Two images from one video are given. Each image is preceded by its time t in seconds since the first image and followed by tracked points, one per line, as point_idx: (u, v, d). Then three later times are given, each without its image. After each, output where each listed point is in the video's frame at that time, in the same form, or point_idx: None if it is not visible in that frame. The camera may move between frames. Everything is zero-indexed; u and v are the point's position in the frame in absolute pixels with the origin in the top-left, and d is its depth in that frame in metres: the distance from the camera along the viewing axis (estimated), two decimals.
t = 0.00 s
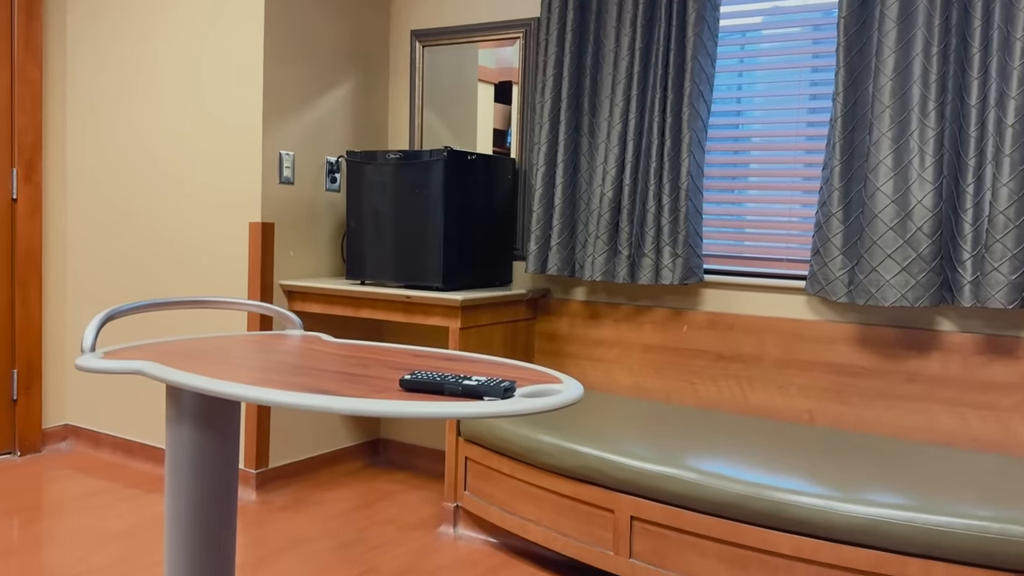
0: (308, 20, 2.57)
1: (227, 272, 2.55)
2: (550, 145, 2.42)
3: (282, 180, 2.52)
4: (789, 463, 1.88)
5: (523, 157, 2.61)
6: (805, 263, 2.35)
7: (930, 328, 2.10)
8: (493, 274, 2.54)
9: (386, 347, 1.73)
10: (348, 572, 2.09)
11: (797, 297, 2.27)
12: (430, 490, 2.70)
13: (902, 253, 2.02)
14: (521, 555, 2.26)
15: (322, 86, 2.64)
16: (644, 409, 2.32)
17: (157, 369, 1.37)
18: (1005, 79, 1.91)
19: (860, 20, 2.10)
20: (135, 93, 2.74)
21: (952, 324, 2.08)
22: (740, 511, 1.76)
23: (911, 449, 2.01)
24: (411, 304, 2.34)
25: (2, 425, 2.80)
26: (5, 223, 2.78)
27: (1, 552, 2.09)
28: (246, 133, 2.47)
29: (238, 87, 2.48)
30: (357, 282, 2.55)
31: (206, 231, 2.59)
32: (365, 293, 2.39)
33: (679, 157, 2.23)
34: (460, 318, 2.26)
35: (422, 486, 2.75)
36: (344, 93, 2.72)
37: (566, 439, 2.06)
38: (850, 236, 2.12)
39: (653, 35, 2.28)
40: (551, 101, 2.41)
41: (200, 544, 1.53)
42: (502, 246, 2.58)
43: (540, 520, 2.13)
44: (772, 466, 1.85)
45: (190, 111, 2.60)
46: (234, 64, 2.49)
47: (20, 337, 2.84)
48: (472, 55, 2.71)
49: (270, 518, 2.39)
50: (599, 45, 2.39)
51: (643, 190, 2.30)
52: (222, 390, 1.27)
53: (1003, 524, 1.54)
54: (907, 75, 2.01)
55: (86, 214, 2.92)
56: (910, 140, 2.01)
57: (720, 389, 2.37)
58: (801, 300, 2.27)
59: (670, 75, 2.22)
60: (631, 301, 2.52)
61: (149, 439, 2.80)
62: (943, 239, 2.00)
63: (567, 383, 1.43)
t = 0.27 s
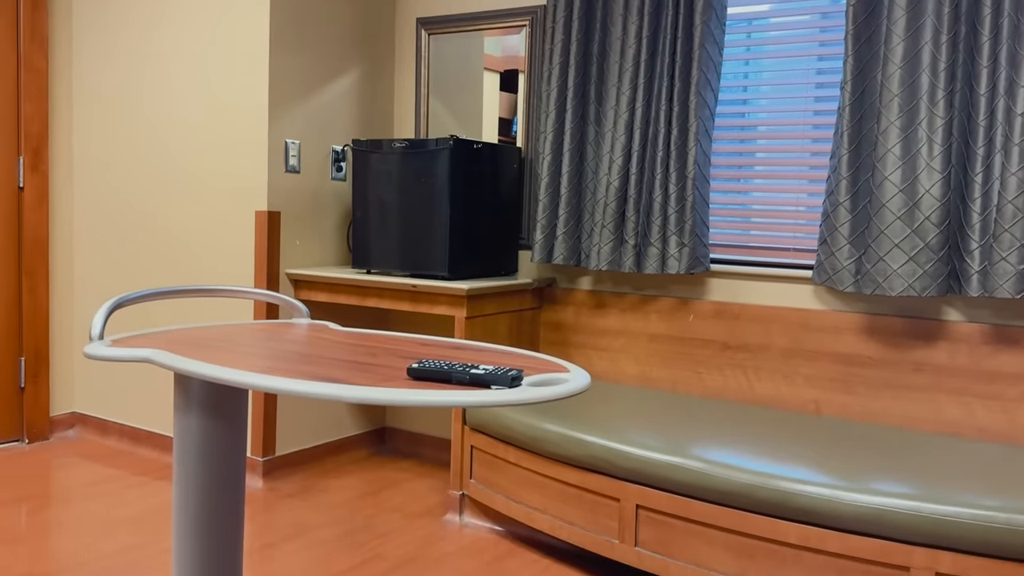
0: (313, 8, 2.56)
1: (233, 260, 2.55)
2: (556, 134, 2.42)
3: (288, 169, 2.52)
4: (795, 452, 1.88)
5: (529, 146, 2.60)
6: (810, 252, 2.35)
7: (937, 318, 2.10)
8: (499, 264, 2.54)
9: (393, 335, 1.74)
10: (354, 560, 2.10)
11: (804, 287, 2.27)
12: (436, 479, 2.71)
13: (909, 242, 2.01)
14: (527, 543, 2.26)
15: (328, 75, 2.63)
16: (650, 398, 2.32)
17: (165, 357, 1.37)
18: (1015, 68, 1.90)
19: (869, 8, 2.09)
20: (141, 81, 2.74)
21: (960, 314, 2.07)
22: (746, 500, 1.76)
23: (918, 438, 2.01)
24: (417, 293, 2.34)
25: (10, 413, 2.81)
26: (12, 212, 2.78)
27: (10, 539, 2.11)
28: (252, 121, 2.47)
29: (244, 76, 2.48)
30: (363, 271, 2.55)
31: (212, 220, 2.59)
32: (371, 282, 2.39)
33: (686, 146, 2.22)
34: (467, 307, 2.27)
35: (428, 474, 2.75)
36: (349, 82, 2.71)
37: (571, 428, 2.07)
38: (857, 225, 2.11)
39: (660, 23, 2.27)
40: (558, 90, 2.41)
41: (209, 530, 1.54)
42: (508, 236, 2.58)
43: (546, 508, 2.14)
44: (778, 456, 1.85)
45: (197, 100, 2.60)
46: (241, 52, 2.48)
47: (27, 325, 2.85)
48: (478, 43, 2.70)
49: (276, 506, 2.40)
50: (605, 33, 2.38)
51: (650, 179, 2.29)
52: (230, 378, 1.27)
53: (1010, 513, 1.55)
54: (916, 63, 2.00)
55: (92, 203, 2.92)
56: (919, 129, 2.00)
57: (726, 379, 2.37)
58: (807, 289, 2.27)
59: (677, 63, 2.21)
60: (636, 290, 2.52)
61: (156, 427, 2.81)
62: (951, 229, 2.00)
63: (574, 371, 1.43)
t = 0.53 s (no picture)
0: None
1: (238, 250, 2.55)
2: (562, 123, 2.41)
3: (293, 158, 2.51)
4: (801, 443, 1.88)
5: (534, 136, 2.59)
6: (817, 243, 2.34)
7: (944, 309, 2.09)
8: (504, 254, 2.53)
9: (399, 325, 1.73)
10: (359, 549, 2.10)
11: (810, 278, 2.26)
12: (440, 468, 2.71)
13: (917, 233, 2.00)
14: (532, 533, 2.27)
15: (333, 63, 2.62)
16: (655, 389, 2.32)
17: (171, 346, 1.37)
18: None
19: None
20: (145, 70, 2.73)
21: (967, 305, 2.06)
22: (752, 491, 1.76)
23: (924, 430, 2.01)
24: (422, 283, 2.34)
25: (16, 401, 2.82)
26: (17, 200, 2.78)
27: (16, 527, 2.11)
28: (257, 110, 2.46)
29: (249, 65, 2.47)
30: (368, 261, 2.55)
31: (217, 209, 2.59)
32: (376, 272, 2.39)
33: (693, 135, 2.21)
34: (472, 297, 2.26)
35: (433, 464, 2.76)
36: (354, 71, 2.70)
37: (577, 418, 2.07)
38: (865, 215, 2.10)
39: (668, 12, 2.25)
40: (564, 79, 2.40)
41: (216, 519, 1.54)
42: (514, 226, 2.57)
43: (551, 499, 2.14)
44: (784, 447, 1.85)
45: (201, 88, 2.59)
46: (245, 41, 2.47)
47: (32, 313, 2.85)
48: (484, 31, 2.69)
49: (282, 495, 2.41)
50: (612, 22, 2.36)
51: (656, 169, 2.28)
52: (236, 367, 1.27)
53: (1017, 505, 1.54)
54: (924, 53, 1.98)
55: (97, 192, 2.92)
56: (927, 119, 1.98)
57: (732, 369, 2.36)
58: (814, 280, 2.26)
59: (684, 52, 2.20)
60: (642, 281, 2.51)
61: (162, 416, 2.82)
62: (959, 220, 1.99)
63: (580, 361, 1.42)
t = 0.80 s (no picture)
0: None
1: (242, 241, 2.55)
2: (567, 114, 2.40)
3: (298, 149, 2.51)
4: (806, 436, 1.87)
5: (539, 126, 2.58)
6: (822, 235, 2.33)
7: (951, 301, 2.08)
8: (509, 245, 2.53)
9: (404, 316, 1.73)
10: (364, 539, 2.11)
11: (816, 270, 2.25)
12: (445, 459, 2.72)
13: (924, 225, 1.99)
14: (536, 524, 2.27)
15: (337, 54, 2.61)
16: (659, 380, 2.32)
17: (176, 337, 1.37)
18: None
19: None
20: (149, 60, 2.72)
21: (974, 297, 2.05)
22: (756, 483, 1.76)
23: (930, 422, 2.00)
24: (426, 274, 2.33)
25: (21, 391, 2.83)
26: (22, 190, 2.78)
27: (22, 517, 2.12)
28: (261, 101, 2.46)
29: (253, 55, 2.46)
30: (372, 252, 2.55)
31: (221, 200, 2.59)
32: (381, 263, 2.39)
33: (699, 126, 2.20)
34: (476, 288, 2.26)
35: (437, 455, 2.76)
36: (359, 61, 2.69)
37: (581, 410, 2.06)
38: (871, 207, 2.09)
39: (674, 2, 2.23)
40: (569, 69, 2.38)
41: (222, 509, 1.54)
42: (519, 217, 2.56)
43: (555, 490, 2.14)
44: (789, 439, 1.85)
45: (206, 79, 2.58)
46: (250, 31, 2.46)
47: (38, 303, 2.85)
48: (489, 21, 2.67)
49: (287, 486, 2.41)
50: (618, 12, 2.35)
51: (662, 160, 2.27)
52: (241, 358, 1.27)
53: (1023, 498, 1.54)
54: (933, 43, 1.97)
55: (102, 182, 2.91)
56: (935, 110, 1.97)
57: (736, 361, 2.36)
58: (820, 272, 2.25)
59: (690, 42, 2.18)
60: (647, 273, 2.50)
61: (167, 406, 2.83)
62: (966, 211, 1.97)
63: (586, 353, 1.42)
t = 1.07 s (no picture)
0: None
1: (248, 232, 2.55)
2: (573, 105, 2.39)
3: (303, 140, 2.50)
4: (811, 428, 1.87)
5: (545, 118, 2.57)
6: (828, 227, 2.32)
7: (957, 294, 2.08)
8: (514, 237, 2.53)
9: (411, 308, 1.73)
10: (370, 530, 2.12)
11: (822, 262, 2.25)
12: (450, 450, 2.72)
13: (932, 217, 1.98)
14: (541, 515, 2.28)
15: (343, 45, 2.60)
16: (665, 373, 2.32)
17: (185, 328, 1.37)
18: None
19: None
20: (154, 50, 2.72)
21: (981, 290, 2.05)
22: (761, 475, 1.76)
23: (935, 415, 2.00)
24: (432, 266, 2.33)
25: (29, 381, 2.84)
26: (28, 181, 2.78)
27: (30, 506, 2.13)
28: (267, 92, 2.45)
29: (259, 46, 2.46)
30: (378, 244, 2.55)
31: (227, 192, 2.58)
32: (386, 255, 2.39)
33: (706, 118, 2.19)
34: (482, 280, 2.26)
35: (442, 446, 2.77)
36: (364, 52, 2.68)
37: (586, 402, 2.07)
38: (878, 199, 2.08)
39: None
40: (575, 60, 2.38)
41: (230, 499, 1.55)
42: (524, 209, 2.56)
43: (561, 482, 2.15)
44: (794, 431, 1.85)
45: (211, 69, 2.58)
46: (255, 21, 2.46)
47: (44, 293, 2.86)
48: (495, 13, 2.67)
49: (293, 476, 2.42)
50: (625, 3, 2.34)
51: (668, 152, 2.26)
52: (249, 349, 1.27)
53: None
54: (942, 35, 1.96)
55: (107, 172, 2.91)
56: (943, 102, 1.96)
57: (742, 354, 2.36)
58: (826, 265, 2.24)
59: (697, 33, 2.17)
60: (652, 265, 2.50)
61: (173, 397, 2.83)
62: (973, 204, 1.97)
63: (593, 345, 1.42)
